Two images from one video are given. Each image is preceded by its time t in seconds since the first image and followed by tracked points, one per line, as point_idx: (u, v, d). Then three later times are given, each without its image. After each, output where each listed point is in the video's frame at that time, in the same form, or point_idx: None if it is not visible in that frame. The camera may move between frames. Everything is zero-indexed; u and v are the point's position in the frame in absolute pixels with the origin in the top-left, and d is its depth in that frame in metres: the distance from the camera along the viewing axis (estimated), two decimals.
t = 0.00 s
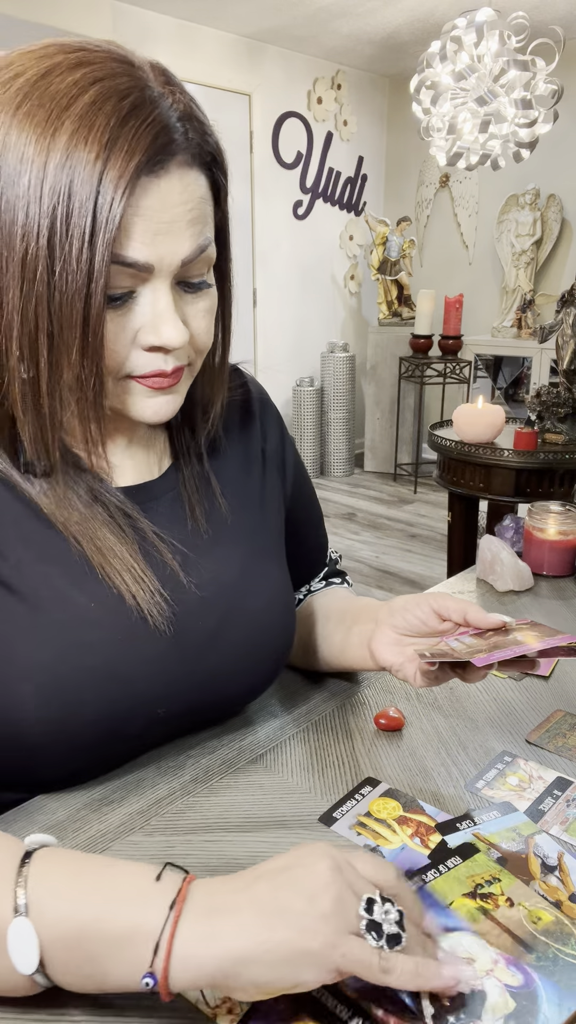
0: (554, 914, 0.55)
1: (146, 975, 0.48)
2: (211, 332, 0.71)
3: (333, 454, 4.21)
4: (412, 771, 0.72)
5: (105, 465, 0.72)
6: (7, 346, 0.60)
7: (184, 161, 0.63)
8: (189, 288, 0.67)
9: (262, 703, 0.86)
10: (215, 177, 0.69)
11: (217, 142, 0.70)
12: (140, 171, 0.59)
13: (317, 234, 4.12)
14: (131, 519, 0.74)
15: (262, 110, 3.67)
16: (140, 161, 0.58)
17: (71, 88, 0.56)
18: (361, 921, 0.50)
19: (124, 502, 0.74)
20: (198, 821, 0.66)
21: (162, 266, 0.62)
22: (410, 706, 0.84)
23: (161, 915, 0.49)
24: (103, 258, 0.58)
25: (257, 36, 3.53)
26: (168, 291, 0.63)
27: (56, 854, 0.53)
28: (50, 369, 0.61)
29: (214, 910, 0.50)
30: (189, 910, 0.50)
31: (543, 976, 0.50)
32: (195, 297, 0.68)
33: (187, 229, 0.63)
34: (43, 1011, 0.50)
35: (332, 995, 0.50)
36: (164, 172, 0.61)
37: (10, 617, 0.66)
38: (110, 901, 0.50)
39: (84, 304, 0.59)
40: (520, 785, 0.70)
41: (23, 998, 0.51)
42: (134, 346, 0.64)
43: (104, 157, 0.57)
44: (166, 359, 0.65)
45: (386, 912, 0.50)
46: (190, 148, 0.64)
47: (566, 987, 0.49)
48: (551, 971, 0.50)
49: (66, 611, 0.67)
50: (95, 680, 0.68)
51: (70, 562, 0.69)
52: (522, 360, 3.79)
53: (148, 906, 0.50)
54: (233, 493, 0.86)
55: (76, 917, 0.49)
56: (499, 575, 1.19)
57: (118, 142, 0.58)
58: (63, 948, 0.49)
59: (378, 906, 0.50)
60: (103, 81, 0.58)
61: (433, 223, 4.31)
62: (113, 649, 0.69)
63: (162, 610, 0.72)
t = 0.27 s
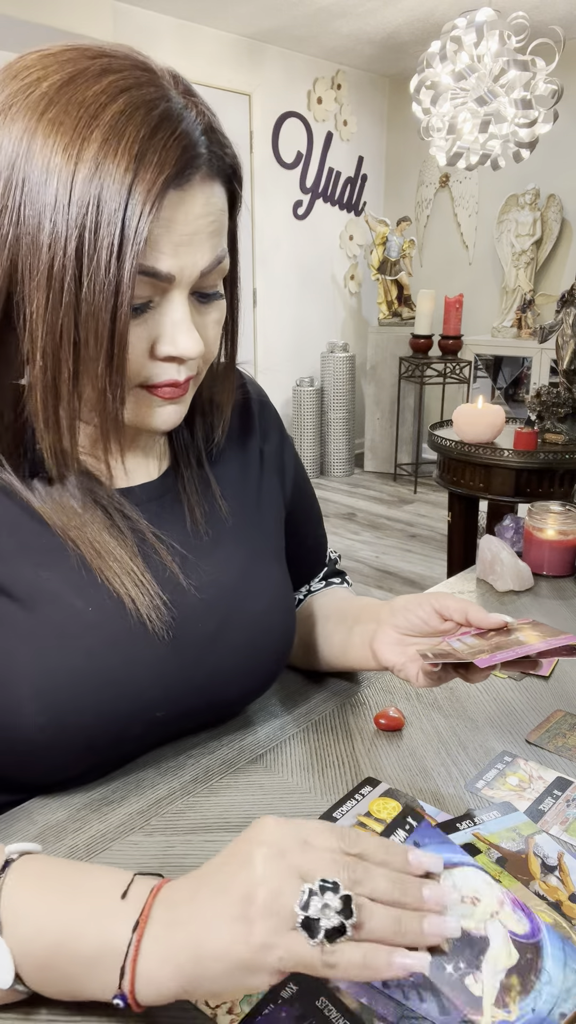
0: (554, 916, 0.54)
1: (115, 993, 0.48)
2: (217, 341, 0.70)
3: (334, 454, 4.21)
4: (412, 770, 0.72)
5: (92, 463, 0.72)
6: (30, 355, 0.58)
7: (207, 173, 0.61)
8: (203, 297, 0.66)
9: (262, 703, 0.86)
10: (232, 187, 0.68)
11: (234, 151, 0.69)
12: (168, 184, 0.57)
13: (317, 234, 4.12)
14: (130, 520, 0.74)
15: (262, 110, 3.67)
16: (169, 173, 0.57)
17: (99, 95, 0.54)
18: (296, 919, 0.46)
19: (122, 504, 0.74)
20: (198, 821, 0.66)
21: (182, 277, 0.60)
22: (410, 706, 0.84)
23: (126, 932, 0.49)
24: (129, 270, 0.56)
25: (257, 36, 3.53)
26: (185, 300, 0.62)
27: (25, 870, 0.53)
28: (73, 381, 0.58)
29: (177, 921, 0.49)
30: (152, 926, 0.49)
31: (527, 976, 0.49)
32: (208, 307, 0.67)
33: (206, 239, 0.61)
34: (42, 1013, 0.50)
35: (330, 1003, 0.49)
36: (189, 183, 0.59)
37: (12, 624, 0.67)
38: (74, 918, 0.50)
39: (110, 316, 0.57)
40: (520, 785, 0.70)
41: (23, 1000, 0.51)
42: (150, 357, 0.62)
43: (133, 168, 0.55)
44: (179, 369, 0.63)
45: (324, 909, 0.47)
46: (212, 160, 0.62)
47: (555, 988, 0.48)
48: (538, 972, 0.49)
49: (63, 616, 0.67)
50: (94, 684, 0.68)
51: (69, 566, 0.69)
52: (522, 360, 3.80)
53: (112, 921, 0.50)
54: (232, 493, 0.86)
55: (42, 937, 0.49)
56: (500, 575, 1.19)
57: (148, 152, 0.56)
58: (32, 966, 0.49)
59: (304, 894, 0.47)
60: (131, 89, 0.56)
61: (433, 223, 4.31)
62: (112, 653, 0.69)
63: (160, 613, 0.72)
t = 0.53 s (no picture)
0: (551, 917, 0.55)
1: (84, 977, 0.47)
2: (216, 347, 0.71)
3: (333, 454, 4.21)
4: (412, 770, 0.72)
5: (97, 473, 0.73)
6: (33, 363, 0.58)
7: (211, 180, 0.61)
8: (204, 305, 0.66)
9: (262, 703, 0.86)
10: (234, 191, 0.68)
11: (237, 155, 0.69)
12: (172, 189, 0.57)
13: (317, 234, 4.12)
14: (128, 521, 0.75)
15: (262, 110, 3.68)
16: (172, 180, 0.56)
17: (103, 100, 0.54)
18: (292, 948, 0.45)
19: (120, 506, 0.74)
20: (198, 821, 0.65)
21: (185, 284, 0.60)
22: (410, 706, 0.84)
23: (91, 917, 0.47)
24: (133, 278, 0.56)
25: (257, 36, 3.53)
26: (187, 307, 0.62)
27: None
28: (77, 390, 0.58)
29: (153, 904, 0.47)
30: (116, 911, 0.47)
31: (508, 984, 0.50)
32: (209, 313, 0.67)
33: (209, 246, 0.61)
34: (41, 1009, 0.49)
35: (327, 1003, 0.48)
36: (193, 190, 0.59)
37: (8, 628, 0.66)
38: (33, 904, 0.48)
39: (114, 324, 0.57)
40: (520, 785, 0.70)
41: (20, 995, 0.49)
42: (151, 365, 0.62)
43: (138, 175, 0.55)
44: (180, 375, 0.64)
45: (320, 940, 0.45)
46: (215, 165, 0.62)
47: (546, 992, 0.49)
48: (524, 982, 0.50)
49: (61, 619, 0.67)
50: (93, 687, 0.68)
51: (66, 569, 0.69)
52: (522, 360, 3.80)
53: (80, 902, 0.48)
54: (230, 494, 0.86)
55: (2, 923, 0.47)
56: (500, 575, 1.19)
57: (152, 160, 0.55)
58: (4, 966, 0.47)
59: (302, 921, 0.45)
60: (135, 94, 0.56)
61: (433, 223, 4.31)
62: (110, 656, 0.69)
63: (158, 616, 0.72)
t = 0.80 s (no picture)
0: (551, 916, 0.55)
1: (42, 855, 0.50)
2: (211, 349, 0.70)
3: (333, 455, 4.21)
4: (412, 771, 0.72)
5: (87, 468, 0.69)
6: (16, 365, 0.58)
7: (199, 180, 0.61)
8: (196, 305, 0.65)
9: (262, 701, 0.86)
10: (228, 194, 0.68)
11: (229, 157, 0.70)
12: (153, 190, 0.57)
13: (317, 234, 4.12)
14: (126, 521, 0.73)
15: (262, 111, 3.68)
16: (154, 180, 0.56)
17: (88, 100, 0.54)
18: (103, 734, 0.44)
19: (119, 505, 0.73)
20: (195, 823, 0.65)
21: (172, 284, 0.60)
22: (410, 706, 0.84)
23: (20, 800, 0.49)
24: (114, 276, 0.56)
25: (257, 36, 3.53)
26: (175, 309, 0.61)
27: None
28: (60, 388, 0.58)
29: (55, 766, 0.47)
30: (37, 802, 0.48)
31: (507, 983, 0.50)
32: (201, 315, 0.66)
33: (198, 246, 0.61)
34: (42, 1010, 0.48)
35: (327, 1002, 0.49)
36: (178, 190, 0.59)
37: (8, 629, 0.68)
38: None
39: (95, 324, 0.56)
40: (520, 785, 0.70)
41: (22, 996, 0.49)
42: (138, 367, 0.61)
43: (119, 174, 0.55)
44: (170, 377, 0.63)
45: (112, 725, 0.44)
46: (204, 167, 0.62)
47: (546, 991, 0.49)
48: (524, 981, 0.50)
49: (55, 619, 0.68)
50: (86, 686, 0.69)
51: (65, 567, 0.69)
52: (522, 360, 3.80)
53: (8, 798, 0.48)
54: (229, 495, 0.86)
55: None
56: (500, 575, 1.19)
57: (133, 159, 0.55)
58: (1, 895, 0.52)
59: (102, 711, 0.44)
60: (121, 94, 0.56)
61: (433, 223, 4.30)
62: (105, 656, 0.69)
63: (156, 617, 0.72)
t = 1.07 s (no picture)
0: (551, 916, 0.55)
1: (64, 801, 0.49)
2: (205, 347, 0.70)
3: (333, 455, 4.21)
4: (411, 771, 0.72)
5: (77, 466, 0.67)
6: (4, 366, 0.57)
7: (185, 178, 0.61)
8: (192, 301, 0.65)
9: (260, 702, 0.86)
10: (216, 189, 0.68)
11: (217, 154, 0.70)
12: (140, 189, 0.57)
13: (317, 234, 4.12)
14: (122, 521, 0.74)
15: (262, 110, 3.67)
16: (139, 180, 0.57)
17: (71, 100, 0.54)
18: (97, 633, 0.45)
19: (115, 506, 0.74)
20: (194, 825, 0.65)
21: (162, 283, 0.59)
22: (410, 706, 0.83)
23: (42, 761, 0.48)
24: (102, 277, 0.56)
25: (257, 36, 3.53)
26: (167, 307, 0.61)
27: None
28: (50, 389, 0.58)
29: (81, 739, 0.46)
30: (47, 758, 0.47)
31: (507, 983, 0.50)
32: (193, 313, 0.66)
33: (187, 245, 0.61)
34: (42, 1010, 0.48)
35: (327, 1002, 0.49)
36: (164, 188, 0.59)
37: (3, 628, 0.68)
38: None
39: (85, 325, 0.56)
40: (521, 785, 0.70)
41: (21, 996, 0.50)
42: (132, 365, 0.61)
43: (106, 174, 0.55)
44: (163, 376, 0.63)
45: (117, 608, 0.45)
46: (191, 165, 0.62)
47: (546, 991, 0.49)
48: (523, 981, 0.50)
49: (51, 620, 0.68)
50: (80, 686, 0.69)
51: (58, 567, 0.69)
52: (522, 360, 3.80)
53: (26, 752, 0.47)
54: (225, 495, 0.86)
55: None
56: (500, 575, 1.19)
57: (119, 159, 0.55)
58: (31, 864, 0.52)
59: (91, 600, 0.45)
60: (105, 92, 0.56)
61: (434, 223, 4.30)
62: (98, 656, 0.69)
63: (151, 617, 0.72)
